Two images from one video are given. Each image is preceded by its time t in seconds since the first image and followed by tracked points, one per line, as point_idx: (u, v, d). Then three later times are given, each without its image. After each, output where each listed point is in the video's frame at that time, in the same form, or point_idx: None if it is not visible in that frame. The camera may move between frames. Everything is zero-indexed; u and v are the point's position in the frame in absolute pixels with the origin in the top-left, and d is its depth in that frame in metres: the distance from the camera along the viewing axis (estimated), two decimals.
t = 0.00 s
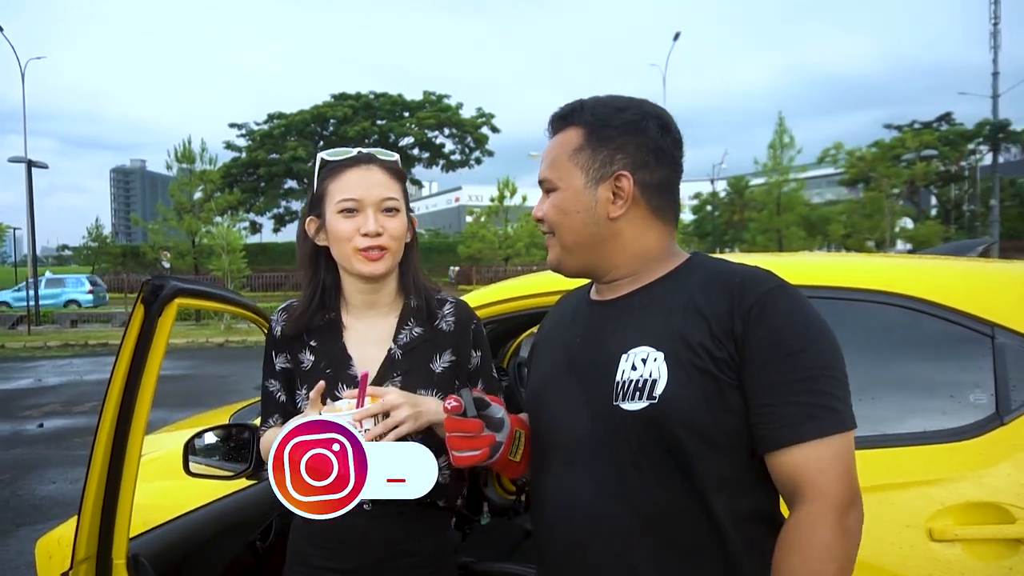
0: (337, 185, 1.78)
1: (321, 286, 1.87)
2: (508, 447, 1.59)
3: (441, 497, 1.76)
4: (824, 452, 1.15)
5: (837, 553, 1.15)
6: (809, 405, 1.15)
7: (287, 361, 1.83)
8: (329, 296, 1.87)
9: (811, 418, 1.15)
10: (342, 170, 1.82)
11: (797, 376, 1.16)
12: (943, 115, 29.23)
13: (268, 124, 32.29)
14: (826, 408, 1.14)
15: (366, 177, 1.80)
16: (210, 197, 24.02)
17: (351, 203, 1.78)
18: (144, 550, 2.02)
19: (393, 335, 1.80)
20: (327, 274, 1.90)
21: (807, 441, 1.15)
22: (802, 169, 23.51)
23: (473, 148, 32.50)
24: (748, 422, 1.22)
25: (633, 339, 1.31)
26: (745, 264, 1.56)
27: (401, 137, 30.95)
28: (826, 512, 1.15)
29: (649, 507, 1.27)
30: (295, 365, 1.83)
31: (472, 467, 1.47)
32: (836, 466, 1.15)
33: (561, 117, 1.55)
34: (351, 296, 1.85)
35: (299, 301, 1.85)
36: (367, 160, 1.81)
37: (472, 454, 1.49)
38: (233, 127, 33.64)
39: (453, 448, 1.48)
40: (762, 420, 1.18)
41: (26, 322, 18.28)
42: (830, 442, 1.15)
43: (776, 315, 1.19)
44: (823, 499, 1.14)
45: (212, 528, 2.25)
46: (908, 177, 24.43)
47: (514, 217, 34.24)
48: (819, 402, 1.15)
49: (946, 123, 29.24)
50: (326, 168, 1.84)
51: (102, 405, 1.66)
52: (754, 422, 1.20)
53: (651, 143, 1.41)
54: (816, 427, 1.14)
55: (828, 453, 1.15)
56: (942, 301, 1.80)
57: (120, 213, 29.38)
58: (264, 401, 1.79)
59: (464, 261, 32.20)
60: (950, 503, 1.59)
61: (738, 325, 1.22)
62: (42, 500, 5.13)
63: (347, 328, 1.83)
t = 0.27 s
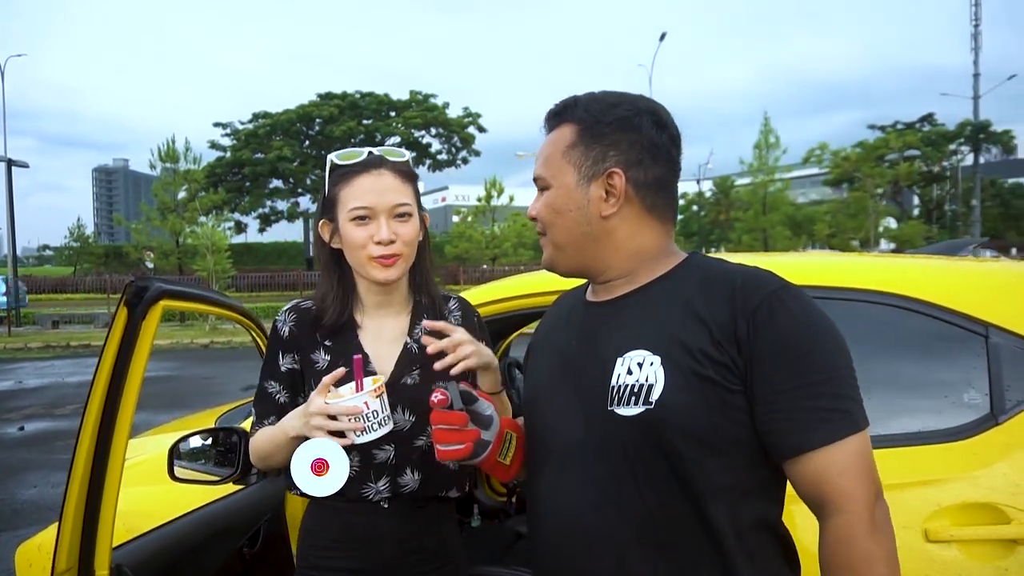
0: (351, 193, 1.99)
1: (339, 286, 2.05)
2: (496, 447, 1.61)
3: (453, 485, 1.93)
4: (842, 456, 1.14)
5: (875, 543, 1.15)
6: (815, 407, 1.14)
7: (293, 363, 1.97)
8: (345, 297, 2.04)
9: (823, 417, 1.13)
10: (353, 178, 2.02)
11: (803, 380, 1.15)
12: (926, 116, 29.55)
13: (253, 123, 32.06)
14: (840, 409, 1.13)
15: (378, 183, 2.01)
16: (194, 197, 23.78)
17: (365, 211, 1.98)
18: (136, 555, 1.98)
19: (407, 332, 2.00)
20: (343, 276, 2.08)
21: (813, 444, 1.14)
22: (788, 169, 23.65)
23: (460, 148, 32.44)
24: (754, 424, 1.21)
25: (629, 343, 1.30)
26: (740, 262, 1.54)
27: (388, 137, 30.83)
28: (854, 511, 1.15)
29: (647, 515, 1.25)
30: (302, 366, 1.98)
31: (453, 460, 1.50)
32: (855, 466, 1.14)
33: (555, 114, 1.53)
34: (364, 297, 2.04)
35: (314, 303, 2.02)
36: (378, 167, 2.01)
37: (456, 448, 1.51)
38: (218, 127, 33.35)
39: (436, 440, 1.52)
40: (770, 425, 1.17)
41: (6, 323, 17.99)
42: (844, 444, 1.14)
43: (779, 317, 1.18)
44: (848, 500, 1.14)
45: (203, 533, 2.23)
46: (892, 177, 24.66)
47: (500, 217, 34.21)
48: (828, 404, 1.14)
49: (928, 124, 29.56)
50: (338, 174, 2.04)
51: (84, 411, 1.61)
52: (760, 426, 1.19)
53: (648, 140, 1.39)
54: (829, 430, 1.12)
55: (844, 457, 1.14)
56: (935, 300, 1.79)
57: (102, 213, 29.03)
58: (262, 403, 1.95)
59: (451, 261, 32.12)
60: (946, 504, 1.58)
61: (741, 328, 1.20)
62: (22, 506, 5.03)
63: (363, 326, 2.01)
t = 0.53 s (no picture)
0: (330, 190, 1.98)
1: (323, 288, 2.04)
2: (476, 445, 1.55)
3: (438, 489, 1.90)
4: (838, 462, 1.13)
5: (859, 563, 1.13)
6: (815, 411, 1.13)
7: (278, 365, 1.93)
8: (329, 296, 2.03)
9: (824, 419, 1.13)
10: (332, 174, 2.02)
11: (805, 383, 1.15)
12: (905, 118, 29.93)
13: (236, 122, 31.77)
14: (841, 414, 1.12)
15: (357, 178, 2.00)
16: (176, 197, 23.51)
17: (345, 207, 1.97)
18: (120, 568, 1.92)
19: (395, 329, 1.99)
20: (326, 276, 2.07)
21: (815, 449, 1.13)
22: (771, 169, 23.81)
23: (445, 148, 32.37)
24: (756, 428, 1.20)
25: (629, 344, 1.29)
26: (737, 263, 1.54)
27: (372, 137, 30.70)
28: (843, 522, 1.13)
29: (645, 520, 1.24)
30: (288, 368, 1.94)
31: (429, 450, 1.45)
32: (850, 474, 1.13)
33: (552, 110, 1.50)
34: (349, 296, 2.03)
35: (300, 303, 2.02)
36: (356, 163, 2.00)
37: (432, 438, 1.47)
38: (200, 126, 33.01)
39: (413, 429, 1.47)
40: (772, 428, 1.16)
41: None
42: (842, 449, 1.13)
43: (782, 319, 1.18)
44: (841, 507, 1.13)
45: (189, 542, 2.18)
46: (873, 178, 24.94)
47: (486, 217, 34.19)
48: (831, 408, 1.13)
49: (908, 125, 29.94)
50: (316, 172, 2.03)
51: (65, 415, 1.57)
52: (762, 429, 1.18)
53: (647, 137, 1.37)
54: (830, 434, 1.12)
55: (841, 463, 1.13)
56: (926, 300, 1.80)
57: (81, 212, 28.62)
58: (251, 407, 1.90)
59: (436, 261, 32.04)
60: (939, 505, 1.58)
61: (742, 329, 1.20)
62: None
63: (350, 325, 2.01)
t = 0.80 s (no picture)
0: (313, 184, 1.96)
1: (298, 289, 2.04)
2: (458, 447, 1.51)
3: (412, 501, 1.87)
4: (843, 464, 1.14)
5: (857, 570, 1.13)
6: (818, 416, 1.14)
7: (252, 365, 1.96)
8: (306, 295, 2.03)
9: (825, 423, 1.14)
10: (315, 169, 2.00)
11: (807, 387, 1.16)
12: (886, 119, 30.27)
13: (218, 120, 31.45)
14: (842, 417, 1.13)
15: (341, 174, 1.98)
16: (157, 196, 23.21)
17: (326, 203, 1.95)
18: None
19: (372, 333, 1.96)
20: (305, 275, 2.07)
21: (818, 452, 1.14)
22: (755, 170, 23.96)
23: (429, 147, 32.27)
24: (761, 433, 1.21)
25: (631, 348, 1.30)
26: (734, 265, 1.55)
27: (356, 136, 30.54)
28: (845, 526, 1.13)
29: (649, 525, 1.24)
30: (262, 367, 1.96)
31: (406, 448, 1.42)
32: (854, 478, 1.14)
33: (555, 106, 1.47)
34: (326, 296, 2.01)
35: (274, 304, 2.00)
36: (340, 158, 1.99)
37: (411, 436, 1.44)
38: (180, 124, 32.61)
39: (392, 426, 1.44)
40: (775, 431, 1.17)
41: None
42: (845, 453, 1.14)
43: (786, 322, 1.20)
44: (843, 510, 1.13)
45: (172, 552, 2.13)
46: (855, 179, 25.19)
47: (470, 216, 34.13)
48: (835, 411, 1.14)
49: (888, 127, 30.29)
50: (300, 164, 2.01)
51: (47, 420, 1.54)
52: (765, 433, 1.19)
53: (662, 138, 1.39)
54: (833, 438, 1.13)
55: (845, 465, 1.14)
56: (917, 301, 1.80)
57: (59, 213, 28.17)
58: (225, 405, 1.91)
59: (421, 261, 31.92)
60: (932, 507, 1.58)
61: (747, 331, 1.22)
62: None
63: (325, 327, 1.98)
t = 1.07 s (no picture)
0: (309, 184, 1.96)
1: (292, 290, 2.03)
2: (445, 452, 1.48)
3: (406, 507, 1.86)
4: (847, 471, 1.15)
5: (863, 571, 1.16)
6: (827, 423, 1.15)
7: (239, 370, 1.94)
8: (297, 297, 2.02)
9: (826, 433, 1.15)
10: (310, 168, 1.99)
11: (816, 391, 1.16)
12: (870, 121, 30.56)
13: (203, 119, 31.19)
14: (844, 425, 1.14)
15: (337, 174, 1.97)
16: (141, 195, 22.99)
17: (321, 203, 1.95)
18: None
19: (366, 336, 1.94)
20: (298, 275, 2.06)
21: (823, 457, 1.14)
22: (741, 171, 24.11)
23: (416, 147, 32.19)
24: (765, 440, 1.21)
25: (633, 353, 1.30)
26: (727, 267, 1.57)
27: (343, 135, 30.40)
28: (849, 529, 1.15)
29: (652, 532, 1.23)
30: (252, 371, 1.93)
31: (388, 453, 1.40)
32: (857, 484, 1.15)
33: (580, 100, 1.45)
34: (320, 300, 2.00)
35: (266, 306, 1.98)
36: (337, 158, 1.98)
37: (393, 441, 1.41)
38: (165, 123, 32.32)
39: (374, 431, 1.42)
40: (779, 437, 1.18)
41: None
42: (848, 459, 1.15)
43: (791, 326, 1.21)
44: (848, 517, 1.15)
45: (161, 558, 2.07)
46: (839, 180, 25.40)
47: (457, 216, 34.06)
48: (841, 416, 1.15)
49: (872, 129, 30.57)
50: (296, 163, 2.00)
51: (35, 424, 1.54)
52: (768, 439, 1.20)
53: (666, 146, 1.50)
54: (838, 445, 1.14)
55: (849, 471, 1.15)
56: (910, 303, 1.81)
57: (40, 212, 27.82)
58: (213, 410, 1.89)
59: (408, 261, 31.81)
60: (926, 509, 1.59)
61: (751, 336, 1.23)
62: None
63: (317, 330, 1.96)
